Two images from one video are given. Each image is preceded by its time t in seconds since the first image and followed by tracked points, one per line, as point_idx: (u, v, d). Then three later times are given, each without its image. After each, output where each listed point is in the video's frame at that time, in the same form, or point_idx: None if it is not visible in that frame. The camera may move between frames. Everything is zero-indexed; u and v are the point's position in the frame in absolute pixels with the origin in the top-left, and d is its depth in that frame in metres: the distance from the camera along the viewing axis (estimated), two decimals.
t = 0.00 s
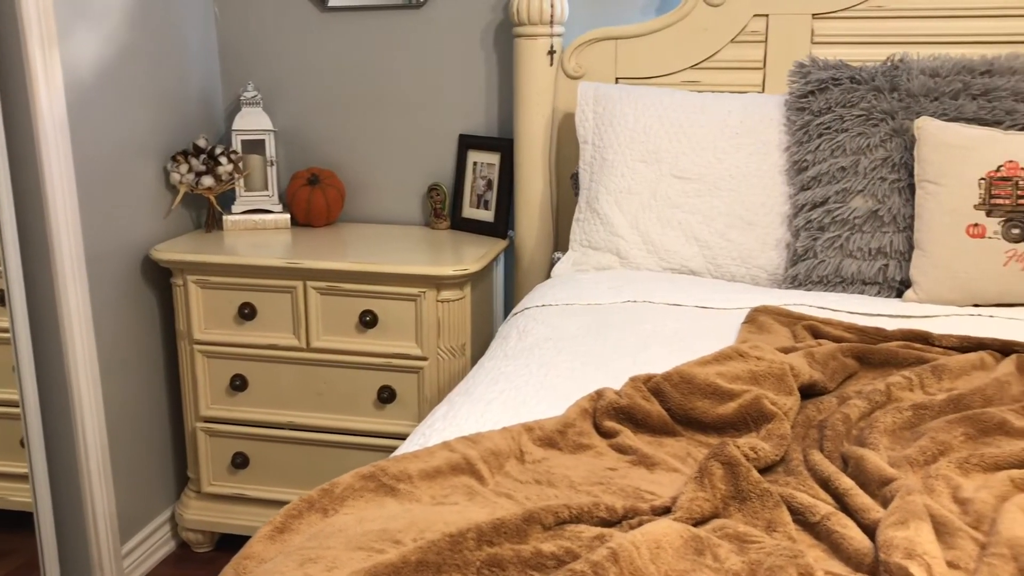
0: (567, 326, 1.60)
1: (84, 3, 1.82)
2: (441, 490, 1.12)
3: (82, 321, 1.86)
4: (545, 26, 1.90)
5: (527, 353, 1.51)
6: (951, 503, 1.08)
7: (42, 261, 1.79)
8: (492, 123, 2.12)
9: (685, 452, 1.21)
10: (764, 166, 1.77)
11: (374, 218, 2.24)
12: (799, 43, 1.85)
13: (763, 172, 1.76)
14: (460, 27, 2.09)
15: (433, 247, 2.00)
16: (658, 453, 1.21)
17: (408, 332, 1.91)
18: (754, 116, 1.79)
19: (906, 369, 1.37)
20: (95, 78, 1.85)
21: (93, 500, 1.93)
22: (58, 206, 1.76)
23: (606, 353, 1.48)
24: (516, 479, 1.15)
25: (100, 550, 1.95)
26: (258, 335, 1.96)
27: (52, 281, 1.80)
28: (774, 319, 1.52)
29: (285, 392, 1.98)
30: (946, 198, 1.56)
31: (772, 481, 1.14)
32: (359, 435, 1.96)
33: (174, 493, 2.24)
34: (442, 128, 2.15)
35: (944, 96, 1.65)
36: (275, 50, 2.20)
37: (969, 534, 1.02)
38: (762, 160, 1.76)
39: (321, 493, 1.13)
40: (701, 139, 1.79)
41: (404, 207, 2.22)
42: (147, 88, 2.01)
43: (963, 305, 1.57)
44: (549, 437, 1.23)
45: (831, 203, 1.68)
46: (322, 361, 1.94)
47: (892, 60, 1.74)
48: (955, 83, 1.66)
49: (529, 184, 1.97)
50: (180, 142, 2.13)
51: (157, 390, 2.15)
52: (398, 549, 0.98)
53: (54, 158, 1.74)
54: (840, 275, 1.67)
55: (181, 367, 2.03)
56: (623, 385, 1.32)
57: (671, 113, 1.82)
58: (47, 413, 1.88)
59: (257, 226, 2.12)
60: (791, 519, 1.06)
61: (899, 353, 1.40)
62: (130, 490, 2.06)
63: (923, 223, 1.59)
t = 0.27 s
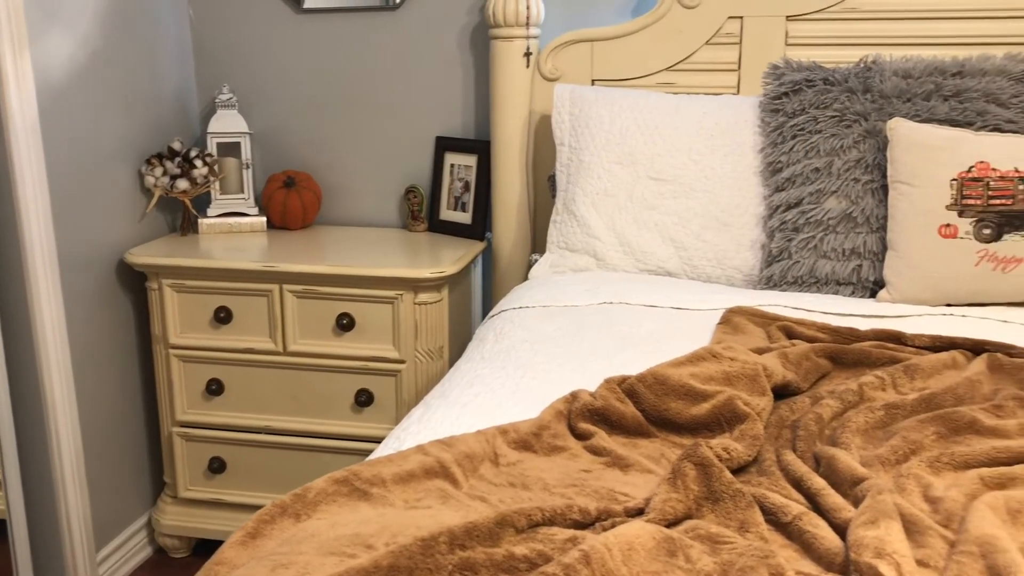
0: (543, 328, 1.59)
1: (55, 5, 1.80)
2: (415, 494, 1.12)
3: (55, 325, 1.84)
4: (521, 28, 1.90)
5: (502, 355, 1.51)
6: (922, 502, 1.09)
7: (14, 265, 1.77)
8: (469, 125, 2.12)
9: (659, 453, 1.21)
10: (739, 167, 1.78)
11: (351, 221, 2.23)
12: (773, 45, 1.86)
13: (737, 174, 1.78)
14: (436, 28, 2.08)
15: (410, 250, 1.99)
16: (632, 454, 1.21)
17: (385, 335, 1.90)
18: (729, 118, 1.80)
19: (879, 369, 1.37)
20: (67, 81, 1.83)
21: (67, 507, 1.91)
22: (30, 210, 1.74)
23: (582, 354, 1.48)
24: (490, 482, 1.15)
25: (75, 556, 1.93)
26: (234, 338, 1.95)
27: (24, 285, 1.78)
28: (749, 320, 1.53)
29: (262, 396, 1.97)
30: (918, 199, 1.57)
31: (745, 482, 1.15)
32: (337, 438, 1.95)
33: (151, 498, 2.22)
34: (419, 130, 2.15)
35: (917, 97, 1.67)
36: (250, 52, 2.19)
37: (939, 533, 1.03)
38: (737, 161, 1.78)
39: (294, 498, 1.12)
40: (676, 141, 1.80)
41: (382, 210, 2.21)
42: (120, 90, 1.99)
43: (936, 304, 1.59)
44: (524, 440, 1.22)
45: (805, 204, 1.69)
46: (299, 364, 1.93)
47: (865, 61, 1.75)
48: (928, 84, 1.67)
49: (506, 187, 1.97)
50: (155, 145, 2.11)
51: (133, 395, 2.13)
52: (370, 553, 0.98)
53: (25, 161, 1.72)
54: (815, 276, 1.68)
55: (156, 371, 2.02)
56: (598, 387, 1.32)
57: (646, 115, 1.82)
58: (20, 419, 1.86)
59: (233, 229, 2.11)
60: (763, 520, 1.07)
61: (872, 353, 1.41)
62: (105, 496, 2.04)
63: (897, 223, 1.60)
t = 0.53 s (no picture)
0: (519, 330, 1.59)
1: (25, 6, 1.78)
2: (388, 498, 1.11)
3: (26, 330, 1.81)
4: (496, 30, 1.90)
5: (477, 357, 1.51)
6: (892, 501, 1.10)
7: None
8: (445, 127, 2.11)
9: (633, 455, 1.21)
10: (713, 169, 1.79)
11: (327, 223, 2.22)
12: (748, 47, 1.87)
13: (712, 176, 1.79)
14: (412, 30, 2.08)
15: (386, 253, 1.98)
16: (606, 456, 1.21)
17: (362, 338, 1.90)
18: (703, 121, 1.81)
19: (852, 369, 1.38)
20: (37, 83, 1.81)
21: (39, 513, 1.88)
22: None
23: (557, 357, 1.48)
24: (464, 486, 1.14)
25: (48, 564, 1.91)
26: (209, 342, 1.94)
27: None
28: (723, 321, 1.54)
29: (237, 401, 1.95)
30: (891, 200, 1.58)
31: (718, 483, 1.15)
32: (313, 442, 1.94)
33: (125, 504, 2.20)
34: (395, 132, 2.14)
35: (889, 99, 1.68)
36: (225, 54, 2.17)
37: (909, 532, 1.04)
38: (711, 164, 1.79)
39: (265, 503, 1.11)
40: (652, 143, 1.81)
41: (358, 212, 2.20)
42: (92, 92, 1.97)
43: (908, 305, 1.60)
44: (498, 443, 1.22)
45: (779, 206, 1.69)
46: (274, 368, 1.92)
47: (838, 63, 1.77)
48: (900, 86, 1.69)
49: (482, 189, 1.97)
50: (128, 147, 2.09)
51: (106, 399, 2.11)
52: (341, 558, 0.97)
53: None
54: (789, 277, 1.69)
55: (130, 376, 2.00)
56: (572, 389, 1.32)
57: (622, 117, 1.83)
58: None
59: (207, 232, 2.09)
60: (735, 520, 1.07)
61: (845, 354, 1.42)
62: (78, 503, 2.02)
63: (869, 225, 1.61)
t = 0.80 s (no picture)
0: (494, 332, 1.59)
1: None
2: (360, 502, 1.11)
3: None
4: (471, 32, 1.90)
5: (452, 360, 1.50)
6: (862, 501, 1.10)
7: None
8: (421, 129, 2.11)
9: (607, 456, 1.22)
10: (688, 171, 1.80)
11: (303, 226, 2.21)
12: (721, 49, 1.88)
13: (686, 178, 1.80)
14: (386, 32, 2.07)
15: (362, 255, 1.98)
16: (580, 458, 1.21)
17: (337, 341, 1.89)
18: (678, 123, 1.83)
19: (824, 370, 1.39)
20: (8, 84, 1.78)
21: (10, 520, 1.86)
22: None
23: (533, 359, 1.48)
24: (438, 489, 1.14)
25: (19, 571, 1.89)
26: (183, 346, 1.92)
27: None
28: (696, 322, 1.55)
29: (211, 405, 1.94)
30: (863, 202, 1.60)
31: (691, 483, 1.16)
32: (289, 446, 1.93)
33: (99, 510, 2.18)
34: (370, 134, 2.13)
35: (861, 101, 1.69)
36: (198, 55, 2.15)
37: (879, 531, 1.05)
38: (685, 166, 1.80)
39: (237, 508, 1.10)
40: (626, 146, 1.82)
41: (334, 215, 2.19)
42: (64, 94, 1.94)
43: (880, 305, 1.61)
44: (471, 446, 1.22)
45: (752, 207, 1.70)
46: (249, 372, 1.91)
47: (810, 66, 1.78)
48: (871, 88, 1.70)
49: (458, 191, 1.96)
50: (100, 149, 2.07)
51: (79, 404, 2.09)
52: (312, 563, 0.96)
53: None
54: (762, 278, 1.70)
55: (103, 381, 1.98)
56: (547, 391, 1.32)
57: (597, 119, 1.84)
58: None
59: (181, 235, 2.08)
60: (708, 521, 1.07)
61: (817, 354, 1.43)
62: (51, 509, 1.99)
63: (841, 226, 1.62)
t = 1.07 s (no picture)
0: (467, 335, 1.59)
1: None
2: (330, 507, 1.10)
3: None
4: (444, 35, 1.90)
5: (425, 363, 1.49)
6: (829, 501, 1.11)
7: None
8: (394, 132, 2.11)
9: (577, 459, 1.22)
10: (660, 174, 1.81)
11: (276, 229, 2.20)
12: (692, 52, 1.89)
13: (658, 180, 1.81)
14: (359, 35, 2.07)
15: (335, 259, 1.97)
16: (550, 461, 1.21)
17: (310, 346, 1.88)
18: (650, 126, 1.84)
19: (794, 371, 1.41)
20: None
21: None
22: None
23: (505, 362, 1.48)
24: (408, 494, 1.14)
25: None
26: (154, 351, 1.90)
27: None
28: (668, 324, 1.56)
29: (183, 410, 1.92)
30: (832, 204, 1.61)
31: (660, 485, 1.16)
32: (262, 451, 1.92)
33: (69, 517, 2.15)
34: (344, 137, 2.13)
35: (830, 104, 1.71)
36: (170, 58, 2.14)
37: (846, 531, 1.05)
38: (658, 169, 1.81)
39: (204, 515, 1.09)
40: (599, 149, 1.82)
41: (307, 218, 2.18)
42: (33, 97, 1.92)
43: (850, 306, 1.63)
44: (442, 450, 1.21)
45: (723, 209, 1.72)
46: (221, 377, 1.89)
47: (780, 69, 1.79)
48: (840, 91, 1.71)
49: (432, 194, 1.96)
50: (69, 153, 2.05)
51: (48, 411, 2.06)
52: (279, 570, 0.96)
53: None
54: (734, 280, 1.71)
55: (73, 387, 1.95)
56: (518, 394, 1.32)
57: (569, 123, 1.85)
58: None
59: (152, 239, 2.06)
60: (677, 522, 1.08)
61: (786, 355, 1.45)
62: (19, 517, 1.96)
63: (811, 228, 1.64)
